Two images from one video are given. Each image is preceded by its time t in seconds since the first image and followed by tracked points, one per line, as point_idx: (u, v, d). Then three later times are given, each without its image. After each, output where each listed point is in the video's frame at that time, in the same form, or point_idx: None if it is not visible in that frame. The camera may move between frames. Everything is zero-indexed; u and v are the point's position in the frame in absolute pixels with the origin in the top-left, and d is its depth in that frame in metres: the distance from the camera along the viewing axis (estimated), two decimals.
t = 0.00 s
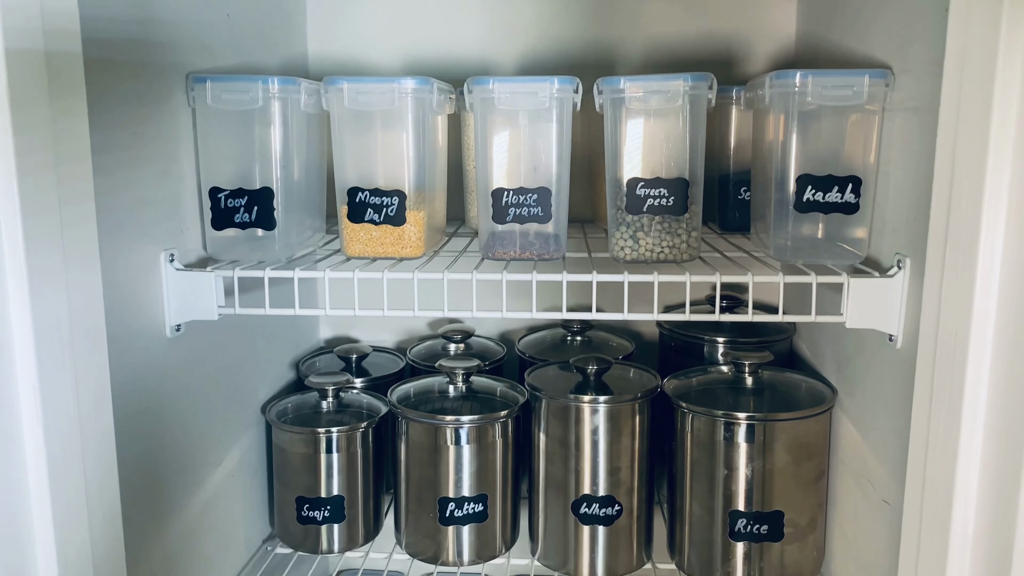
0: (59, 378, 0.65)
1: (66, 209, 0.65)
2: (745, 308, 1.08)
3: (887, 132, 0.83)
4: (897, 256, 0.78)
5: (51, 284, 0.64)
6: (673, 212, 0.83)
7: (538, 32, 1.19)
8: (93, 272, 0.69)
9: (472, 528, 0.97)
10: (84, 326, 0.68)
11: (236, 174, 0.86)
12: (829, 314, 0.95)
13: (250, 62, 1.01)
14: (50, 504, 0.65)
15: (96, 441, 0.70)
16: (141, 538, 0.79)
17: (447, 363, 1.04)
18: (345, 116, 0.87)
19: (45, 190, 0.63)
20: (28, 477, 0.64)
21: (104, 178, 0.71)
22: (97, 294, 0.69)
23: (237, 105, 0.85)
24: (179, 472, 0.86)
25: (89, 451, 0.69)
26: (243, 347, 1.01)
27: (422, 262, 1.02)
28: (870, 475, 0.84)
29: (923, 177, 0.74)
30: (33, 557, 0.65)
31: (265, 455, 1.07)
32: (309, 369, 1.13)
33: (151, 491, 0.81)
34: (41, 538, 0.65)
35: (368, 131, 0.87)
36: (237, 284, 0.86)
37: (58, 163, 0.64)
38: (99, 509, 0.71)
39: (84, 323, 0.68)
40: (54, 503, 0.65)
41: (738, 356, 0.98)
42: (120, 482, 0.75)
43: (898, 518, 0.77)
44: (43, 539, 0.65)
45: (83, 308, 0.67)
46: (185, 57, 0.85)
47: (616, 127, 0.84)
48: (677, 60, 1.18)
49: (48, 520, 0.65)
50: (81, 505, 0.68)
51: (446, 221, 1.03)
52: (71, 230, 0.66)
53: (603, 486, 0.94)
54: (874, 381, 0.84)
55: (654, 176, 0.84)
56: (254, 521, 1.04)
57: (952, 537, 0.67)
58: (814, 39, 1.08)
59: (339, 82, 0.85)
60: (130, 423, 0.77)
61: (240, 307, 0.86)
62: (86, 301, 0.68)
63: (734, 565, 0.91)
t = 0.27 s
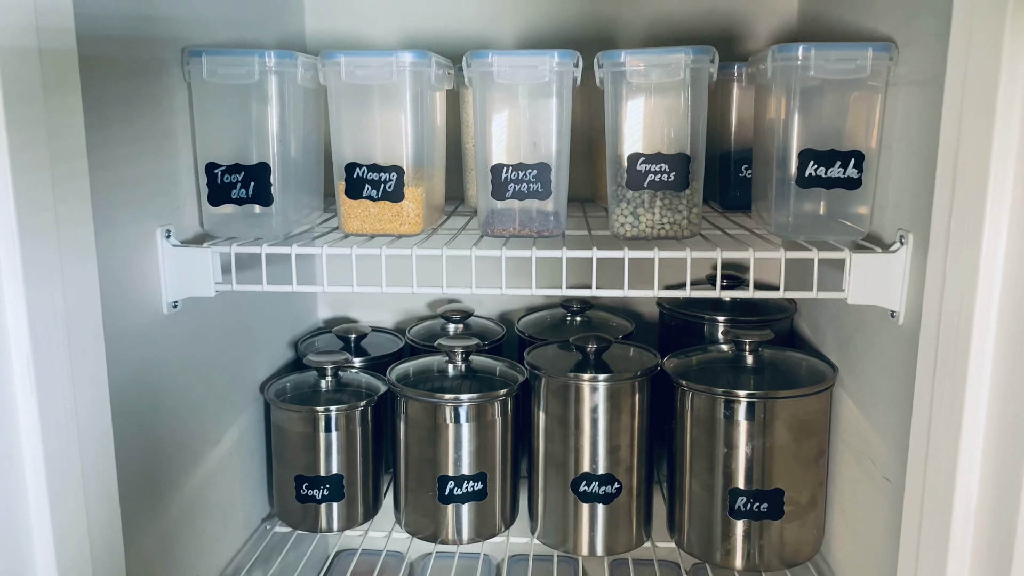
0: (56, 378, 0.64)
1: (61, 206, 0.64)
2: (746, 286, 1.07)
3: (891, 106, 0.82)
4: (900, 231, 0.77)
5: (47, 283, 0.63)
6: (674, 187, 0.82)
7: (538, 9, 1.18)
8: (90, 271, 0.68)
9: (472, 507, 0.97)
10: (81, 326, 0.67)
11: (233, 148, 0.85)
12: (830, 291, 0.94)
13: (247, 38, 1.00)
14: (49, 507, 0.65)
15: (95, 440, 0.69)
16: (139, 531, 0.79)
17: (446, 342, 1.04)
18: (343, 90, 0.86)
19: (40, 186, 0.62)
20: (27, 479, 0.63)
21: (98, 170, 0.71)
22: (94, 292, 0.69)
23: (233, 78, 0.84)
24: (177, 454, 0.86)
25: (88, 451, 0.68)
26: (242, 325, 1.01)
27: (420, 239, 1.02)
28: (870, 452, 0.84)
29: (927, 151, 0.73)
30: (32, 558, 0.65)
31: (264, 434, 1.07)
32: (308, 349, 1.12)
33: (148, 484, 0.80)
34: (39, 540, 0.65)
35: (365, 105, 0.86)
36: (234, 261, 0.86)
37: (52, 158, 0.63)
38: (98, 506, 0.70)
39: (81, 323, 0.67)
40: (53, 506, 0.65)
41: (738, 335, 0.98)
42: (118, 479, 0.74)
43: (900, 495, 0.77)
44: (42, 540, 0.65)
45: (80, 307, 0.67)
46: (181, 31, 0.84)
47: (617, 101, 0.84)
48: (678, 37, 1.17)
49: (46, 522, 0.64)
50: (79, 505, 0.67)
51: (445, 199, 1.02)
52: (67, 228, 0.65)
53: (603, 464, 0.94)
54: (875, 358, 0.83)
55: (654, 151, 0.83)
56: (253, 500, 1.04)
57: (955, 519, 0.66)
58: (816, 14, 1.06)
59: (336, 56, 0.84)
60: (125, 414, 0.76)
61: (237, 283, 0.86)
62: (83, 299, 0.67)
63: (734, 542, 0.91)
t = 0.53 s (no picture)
0: (54, 378, 0.64)
1: (57, 205, 0.64)
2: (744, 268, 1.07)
3: (891, 84, 0.81)
4: (899, 210, 0.77)
5: (44, 283, 0.63)
6: (673, 165, 0.82)
7: None
8: (84, 272, 0.68)
9: (470, 487, 0.97)
10: (75, 326, 0.67)
11: (228, 126, 0.85)
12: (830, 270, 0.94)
13: (242, 15, 0.99)
14: (48, 510, 0.64)
15: (89, 443, 0.69)
16: (135, 530, 0.78)
17: (444, 323, 1.04)
18: (339, 68, 0.86)
19: (38, 184, 0.61)
20: (25, 483, 0.62)
21: (90, 162, 0.70)
22: (88, 293, 0.68)
23: (228, 56, 0.84)
24: (173, 437, 0.86)
25: (83, 453, 0.68)
26: (239, 305, 1.01)
27: (417, 220, 1.01)
28: (869, 432, 0.84)
29: (928, 129, 0.72)
30: (29, 563, 0.64)
31: (262, 415, 1.07)
32: (306, 330, 1.12)
33: (143, 482, 0.80)
34: (38, 544, 0.64)
35: (362, 84, 0.85)
36: (230, 240, 0.85)
37: (47, 150, 0.63)
38: (93, 507, 0.70)
39: (75, 324, 0.67)
40: (52, 510, 0.64)
41: (737, 316, 0.97)
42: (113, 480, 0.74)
43: (897, 475, 0.77)
44: (41, 544, 0.64)
45: (75, 310, 0.66)
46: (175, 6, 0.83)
47: (616, 78, 0.83)
48: (677, 16, 1.16)
49: (46, 526, 0.64)
50: (76, 508, 0.67)
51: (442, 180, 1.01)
52: (62, 228, 0.64)
53: (600, 445, 0.94)
54: (874, 337, 0.83)
55: (653, 130, 0.83)
56: (252, 481, 1.04)
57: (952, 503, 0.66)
58: None
59: (332, 33, 0.83)
60: (120, 409, 0.76)
61: (233, 262, 0.85)
62: (77, 299, 0.67)
63: (731, 522, 0.91)
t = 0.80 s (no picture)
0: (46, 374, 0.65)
1: (49, 200, 0.64)
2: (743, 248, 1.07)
3: (892, 59, 0.80)
4: (900, 187, 0.76)
5: (36, 279, 0.63)
6: (673, 142, 0.81)
7: None
8: (80, 268, 0.68)
9: (467, 466, 0.97)
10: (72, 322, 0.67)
11: (223, 102, 0.84)
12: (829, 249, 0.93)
13: None
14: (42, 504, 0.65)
15: (87, 438, 0.70)
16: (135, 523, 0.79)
17: (441, 303, 1.03)
18: (335, 43, 0.85)
19: (26, 180, 0.62)
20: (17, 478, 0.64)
21: (82, 151, 0.70)
22: (84, 289, 0.69)
23: (222, 30, 0.83)
24: (170, 417, 0.85)
25: (80, 449, 0.69)
26: (235, 284, 1.00)
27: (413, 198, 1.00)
28: (867, 411, 0.83)
29: (929, 104, 0.72)
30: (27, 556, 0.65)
31: (259, 394, 1.07)
32: (302, 311, 1.12)
33: (143, 475, 0.80)
34: (33, 538, 0.65)
35: (357, 60, 0.84)
36: (225, 217, 0.84)
37: (37, 134, 0.63)
38: (89, 498, 0.70)
39: (71, 321, 0.67)
40: (45, 500, 0.65)
41: (735, 295, 0.97)
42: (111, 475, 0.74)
43: (895, 454, 0.76)
44: (35, 535, 0.65)
45: (70, 306, 0.67)
46: None
47: (614, 53, 0.82)
48: None
49: (39, 520, 0.65)
50: (71, 500, 0.68)
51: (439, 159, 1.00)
52: (55, 225, 0.65)
53: (597, 424, 0.94)
54: (873, 316, 0.83)
55: (652, 106, 0.82)
56: (250, 461, 1.04)
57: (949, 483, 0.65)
58: None
59: (328, 7, 0.83)
60: (115, 398, 0.76)
61: (228, 239, 0.84)
62: (72, 294, 0.67)
63: (728, 501, 0.91)
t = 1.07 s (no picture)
0: (48, 372, 0.64)
1: (48, 193, 0.63)
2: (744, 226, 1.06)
3: (898, 31, 0.79)
4: (904, 160, 0.75)
5: (37, 277, 0.62)
6: (675, 115, 0.80)
7: None
8: (78, 262, 0.67)
9: (466, 444, 0.97)
10: (73, 316, 0.67)
11: (218, 74, 0.82)
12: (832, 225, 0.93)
13: None
14: (42, 505, 0.64)
15: (86, 434, 0.69)
16: (134, 517, 0.79)
17: (440, 281, 1.02)
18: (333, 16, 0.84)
19: (25, 174, 0.61)
20: (19, 479, 0.63)
21: (77, 133, 0.69)
22: (81, 284, 0.68)
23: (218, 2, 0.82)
24: (167, 398, 0.85)
25: (80, 446, 0.68)
26: (233, 260, 0.99)
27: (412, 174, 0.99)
28: (869, 388, 0.83)
29: (935, 76, 0.71)
30: (27, 556, 0.65)
31: (258, 373, 1.06)
32: (301, 289, 1.11)
33: (143, 467, 0.80)
34: (32, 538, 0.65)
35: (355, 33, 0.83)
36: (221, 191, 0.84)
37: (31, 116, 0.61)
38: (88, 493, 0.70)
39: (69, 317, 0.66)
40: (45, 500, 0.65)
41: (737, 272, 0.96)
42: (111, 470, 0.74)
43: (897, 431, 0.76)
44: (34, 534, 0.65)
45: (69, 302, 0.66)
46: None
47: (615, 25, 0.81)
48: None
49: (39, 521, 0.64)
50: (70, 498, 0.67)
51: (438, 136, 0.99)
52: (55, 219, 0.64)
53: (598, 402, 0.93)
54: (876, 292, 0.82)
55: (654, 79, 0.81)
56: (249, 439, 1.04)
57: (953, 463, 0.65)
58: None
59: None
60: (114, 388, 0.75)
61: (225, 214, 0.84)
62: (71, 289, 0.66)
63: (729, 478, 0.91)
